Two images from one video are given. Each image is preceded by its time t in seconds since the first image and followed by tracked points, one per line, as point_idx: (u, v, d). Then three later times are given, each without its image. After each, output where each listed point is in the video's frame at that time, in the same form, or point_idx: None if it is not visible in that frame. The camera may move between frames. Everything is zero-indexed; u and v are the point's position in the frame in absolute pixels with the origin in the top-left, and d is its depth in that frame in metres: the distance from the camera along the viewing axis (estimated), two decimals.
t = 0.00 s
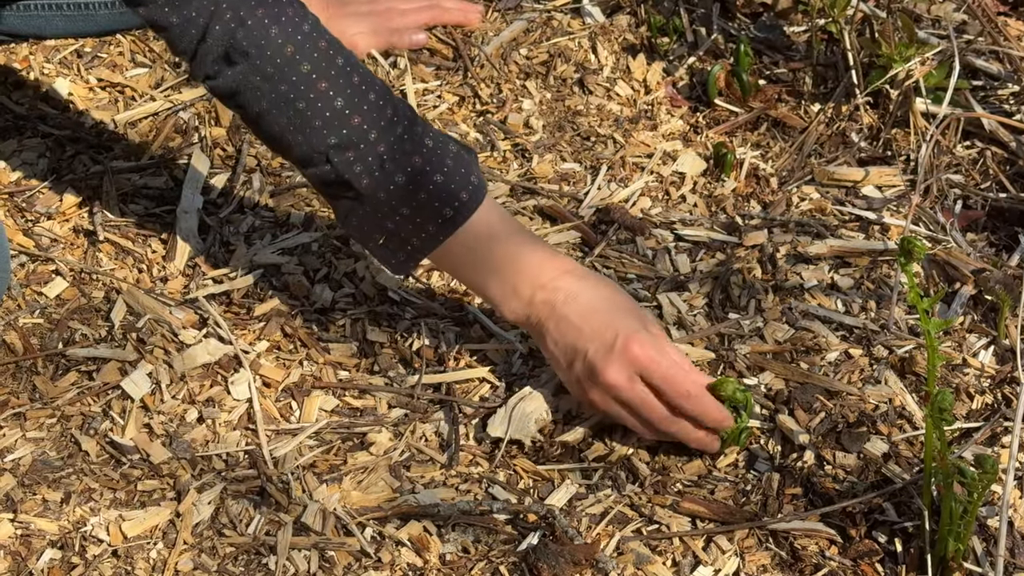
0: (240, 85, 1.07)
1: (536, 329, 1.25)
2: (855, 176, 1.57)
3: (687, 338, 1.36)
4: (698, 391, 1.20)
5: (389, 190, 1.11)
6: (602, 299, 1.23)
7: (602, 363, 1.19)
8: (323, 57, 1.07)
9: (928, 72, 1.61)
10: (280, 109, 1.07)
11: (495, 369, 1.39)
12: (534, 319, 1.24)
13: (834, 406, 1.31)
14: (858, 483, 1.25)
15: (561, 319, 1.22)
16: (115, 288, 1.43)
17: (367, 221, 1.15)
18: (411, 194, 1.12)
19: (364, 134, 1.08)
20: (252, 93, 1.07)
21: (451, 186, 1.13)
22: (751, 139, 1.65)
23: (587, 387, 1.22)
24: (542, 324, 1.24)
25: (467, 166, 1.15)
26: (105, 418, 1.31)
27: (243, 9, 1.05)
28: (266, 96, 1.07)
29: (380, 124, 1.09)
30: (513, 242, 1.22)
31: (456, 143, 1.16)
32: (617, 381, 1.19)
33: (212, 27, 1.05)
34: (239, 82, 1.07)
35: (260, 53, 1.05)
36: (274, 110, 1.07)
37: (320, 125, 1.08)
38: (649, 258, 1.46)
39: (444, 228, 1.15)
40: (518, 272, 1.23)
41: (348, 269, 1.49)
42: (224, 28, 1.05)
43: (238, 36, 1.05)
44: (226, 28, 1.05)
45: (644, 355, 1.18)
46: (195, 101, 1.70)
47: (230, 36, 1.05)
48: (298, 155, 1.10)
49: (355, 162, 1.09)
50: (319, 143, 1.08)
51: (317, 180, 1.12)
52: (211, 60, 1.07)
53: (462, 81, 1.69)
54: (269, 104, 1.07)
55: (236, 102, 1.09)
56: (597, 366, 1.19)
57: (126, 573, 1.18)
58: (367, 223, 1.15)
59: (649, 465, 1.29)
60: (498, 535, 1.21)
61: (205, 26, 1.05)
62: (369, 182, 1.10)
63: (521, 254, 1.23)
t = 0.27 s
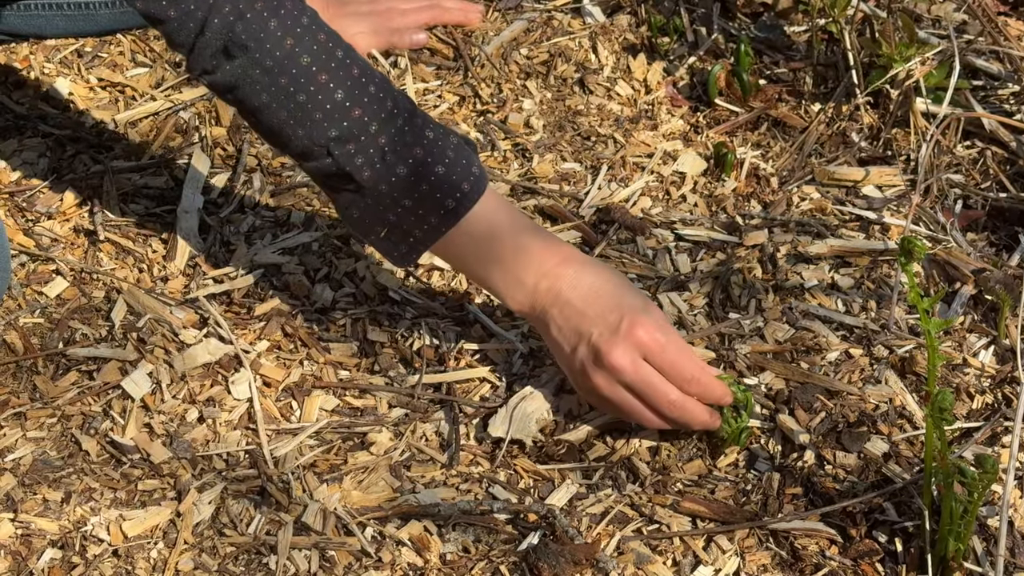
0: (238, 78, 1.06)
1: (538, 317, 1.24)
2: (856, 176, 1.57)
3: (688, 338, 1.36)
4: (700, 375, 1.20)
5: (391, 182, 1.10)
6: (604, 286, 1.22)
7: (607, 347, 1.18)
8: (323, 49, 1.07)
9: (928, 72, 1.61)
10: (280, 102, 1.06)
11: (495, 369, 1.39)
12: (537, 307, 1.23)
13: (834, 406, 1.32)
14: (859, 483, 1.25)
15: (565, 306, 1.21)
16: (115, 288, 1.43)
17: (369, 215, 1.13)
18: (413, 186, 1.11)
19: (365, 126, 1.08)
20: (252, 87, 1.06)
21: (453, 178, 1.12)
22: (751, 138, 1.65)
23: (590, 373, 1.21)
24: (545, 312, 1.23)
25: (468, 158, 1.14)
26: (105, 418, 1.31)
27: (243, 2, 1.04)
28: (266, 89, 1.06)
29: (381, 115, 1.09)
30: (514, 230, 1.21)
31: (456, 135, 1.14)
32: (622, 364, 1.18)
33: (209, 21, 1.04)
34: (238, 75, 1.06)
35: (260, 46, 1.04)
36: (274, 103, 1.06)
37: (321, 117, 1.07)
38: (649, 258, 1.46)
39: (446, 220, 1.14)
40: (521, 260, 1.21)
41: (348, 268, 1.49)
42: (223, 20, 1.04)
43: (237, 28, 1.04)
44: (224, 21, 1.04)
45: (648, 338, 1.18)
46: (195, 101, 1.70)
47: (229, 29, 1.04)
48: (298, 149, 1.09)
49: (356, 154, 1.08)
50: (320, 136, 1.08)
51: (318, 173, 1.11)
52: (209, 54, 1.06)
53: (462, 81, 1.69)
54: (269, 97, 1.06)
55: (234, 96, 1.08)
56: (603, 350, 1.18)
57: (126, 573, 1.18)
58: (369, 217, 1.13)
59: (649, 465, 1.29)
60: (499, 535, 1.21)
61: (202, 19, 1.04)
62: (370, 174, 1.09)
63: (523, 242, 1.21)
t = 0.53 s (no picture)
0: (237, 76, 1.06)
1: (536, 316, 1.23)
2: (856, 175, 1.57)
3: (688, 337, 1.36)
4: (698, 380, 1.20)
5: (389, 180, 1.09)
6: (604, 288, 1.20)
7: (605, 353, 1.18)
8: (320, 47, 1.06)
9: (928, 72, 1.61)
10: (278, 99, 1.06)
11: (495, 368, 1.39)
12: (535, 306, 1.22)
13: (834, 405, 1.31)
14: (859, 483, 1.25)
15: (563, 308, 1.20)
16: (115, 287, 1.43)
17: (368, 213, 1.12)
18: (410, 184, 1.10)
19: (362, 124, 1.07)
20: (249, 84, 1.06)
21: (451, 177, 1.11)
22: (751, 138, 1.65)
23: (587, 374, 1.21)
24: (543, 311, 1.22)
25: (466, 156, 1.13)
26: (105, 418, 1.30)
27: None
28: (263, 87, 1.06)
29: (379, 113, 1.08)
30: (514, 229, 1.19)
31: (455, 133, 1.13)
32: (620, 370, 1.18)
33: (207, 18, 1.04)
34: (236, 73, 1.06)
35: (257, 44, 1.04)
36: (271, 101, 1.06)
37: (318, 115, 1.06)
38: (649, 257, 1.46)
39: (444, 218, 1.13)
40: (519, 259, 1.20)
41: (348, 268, 1.49)
42: (220, 18, 1.04)
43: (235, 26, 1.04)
44: (222, 18, 1.04)
45: (647, 345, 1.17)
46: (195, 100, 1.70)
47: (226, 27, 1.04)
48: (296, 147, 1.08)
49: (354, 153, 1.07)
50: (317, 134, 1.07)
51: (316, 171, 1.10)
52: (207, 52, 1.06)
53: (462, 80, 1.69)
54: (266, 95, 1.06)
55: (232, 94, 1.07)
56: (601, 356, 1.18)
57: (126, 573, 1.18)
58: (367, 214, 1.13)
59: (649, 464, 1.29)
60: (499, 535, 1.21)
61: (200, 17, 1.04)
62: (367, 172, 1.09)
63: (522, 242, 1.19)
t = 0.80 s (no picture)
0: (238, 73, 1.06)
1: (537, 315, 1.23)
2: (856, 175, 1.57)
3: (688, 337, 1.36)
4: (699, 376, 1.20)
5: (390, 177, 1.09)
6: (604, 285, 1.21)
7: (605, 349, 1.18)
8: (321, 44, 1.07)
9: (926, 70, 1.61)
10: (279, 96, 1.07)
11: (495, 368, 1.39)
12: (535, 304, 1.22)
13: (834, 405, 1.31)
14: (858, 482, 1.25)
15: (564, 305, 1.20)
16: (115, 287, 1.43)
17: (368, 210, 1.13)
18: (410, 181, 1.10)
19: (363, 120, 1.07)
20: (250, 81, 1.06)
21: (452, 174, 1.11)
22: (751, 137, 1.65)
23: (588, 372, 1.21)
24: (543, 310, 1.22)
25: (466, 154, 1.13)
26: (105, 417, 1.30)
27: None
28: (264, 84, 1.06)
29: (380, 110, 1.09)
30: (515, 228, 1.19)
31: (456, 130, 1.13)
32: (621, 366, 1.17)
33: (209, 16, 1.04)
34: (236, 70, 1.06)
35: (258, 41, 1.04)
36: (272, 98, 1.07)
37: (319, 112, 1.07)
38: (649, 257, 1.46)
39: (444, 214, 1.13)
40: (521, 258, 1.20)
41: (348, 267, 1.49)
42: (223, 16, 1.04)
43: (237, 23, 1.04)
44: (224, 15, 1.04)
45: (647, 341, 1.17)
46: (195, 99, 1.70)
47: (227, 24, 1.04)
48: (297, 144, 1.09)
49: (354, 150, 1.08)
50: (317, 131, 1.07)
51: (317, 169, 1.11)
52: (208, 49, 1.06)
53: (462, 80, 1.69)
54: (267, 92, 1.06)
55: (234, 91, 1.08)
56: (601, 352, 1.18)
57: (126, 573, 1.18)
58: (367, 211, 1.13)
59: (649, 464, 1.29)
60: (499, 534, 1.21)
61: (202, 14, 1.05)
62: (368, 169, 1.09)
63: (523, 240, 1.20)
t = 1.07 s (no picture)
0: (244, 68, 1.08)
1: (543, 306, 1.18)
2: (854, 173, 1.57)
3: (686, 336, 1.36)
4: (706, 362, 1.19)
5: (394, 168, 1.10)
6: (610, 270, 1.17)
7: (616, 333, 1.14)
8: (324, 35, 1.08)
9: (925, 69, 1.60)
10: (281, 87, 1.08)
11: (494, 367, 1.39)
12: (541, 293, 1.17)
13: (833, 403, 1.31)
14: (857, 481, 1.25)
15: (572, 291, 1.16)
16: (113, 286, 1.43)
17: (372, 203, 1.13)
18: (415, 173, 1.10)
19: (367, 111, 1.08)
20: (253, 74, 1.08)
21: (456, 164, 1.10)
22: (750, 136, 1.65)
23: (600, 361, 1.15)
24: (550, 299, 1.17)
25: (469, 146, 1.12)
26: (103, 417, 1.30)
27: None
28: (267, 77, 1.08)
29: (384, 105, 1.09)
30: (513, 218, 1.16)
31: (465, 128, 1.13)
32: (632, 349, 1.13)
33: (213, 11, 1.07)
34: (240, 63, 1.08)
35: (261, 32, 1.06)
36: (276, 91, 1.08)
37: (322, 103, 1.08)
38: (648, 256, 1.46)
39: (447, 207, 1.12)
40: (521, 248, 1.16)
41: (347, 267, 1.49)
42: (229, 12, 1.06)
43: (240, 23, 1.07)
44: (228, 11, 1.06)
45: (659, 325, 1.14)
46: (193, 98, 1.70)
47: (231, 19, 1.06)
48: (300, 137, 1.10)
49: (359, 142, 1.09)
50: (321, 124, 1.08)
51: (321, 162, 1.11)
52: (211, 42, 1.08)
53: (460, 78, 1.69)
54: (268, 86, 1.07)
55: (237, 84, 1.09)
56: (612, 336, 1.13)
57: (124, 572, 1.17)
58: (375, 204, 1.12)
59: (647, 463, 1.29)
60: (497, 534, 1.21)
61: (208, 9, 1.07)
62: (372, 161, 1.09)
63: (528, 226, 1.16)
